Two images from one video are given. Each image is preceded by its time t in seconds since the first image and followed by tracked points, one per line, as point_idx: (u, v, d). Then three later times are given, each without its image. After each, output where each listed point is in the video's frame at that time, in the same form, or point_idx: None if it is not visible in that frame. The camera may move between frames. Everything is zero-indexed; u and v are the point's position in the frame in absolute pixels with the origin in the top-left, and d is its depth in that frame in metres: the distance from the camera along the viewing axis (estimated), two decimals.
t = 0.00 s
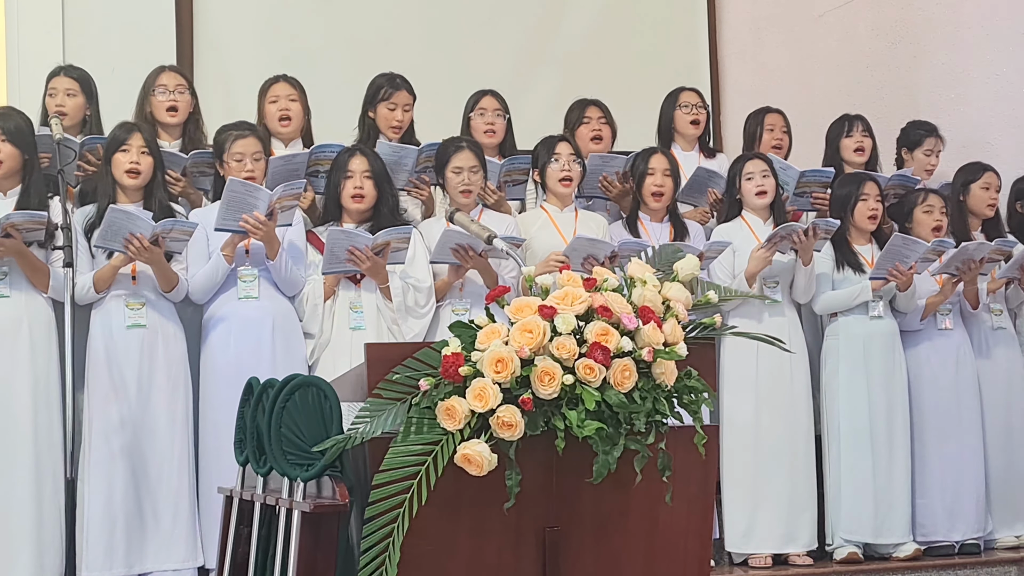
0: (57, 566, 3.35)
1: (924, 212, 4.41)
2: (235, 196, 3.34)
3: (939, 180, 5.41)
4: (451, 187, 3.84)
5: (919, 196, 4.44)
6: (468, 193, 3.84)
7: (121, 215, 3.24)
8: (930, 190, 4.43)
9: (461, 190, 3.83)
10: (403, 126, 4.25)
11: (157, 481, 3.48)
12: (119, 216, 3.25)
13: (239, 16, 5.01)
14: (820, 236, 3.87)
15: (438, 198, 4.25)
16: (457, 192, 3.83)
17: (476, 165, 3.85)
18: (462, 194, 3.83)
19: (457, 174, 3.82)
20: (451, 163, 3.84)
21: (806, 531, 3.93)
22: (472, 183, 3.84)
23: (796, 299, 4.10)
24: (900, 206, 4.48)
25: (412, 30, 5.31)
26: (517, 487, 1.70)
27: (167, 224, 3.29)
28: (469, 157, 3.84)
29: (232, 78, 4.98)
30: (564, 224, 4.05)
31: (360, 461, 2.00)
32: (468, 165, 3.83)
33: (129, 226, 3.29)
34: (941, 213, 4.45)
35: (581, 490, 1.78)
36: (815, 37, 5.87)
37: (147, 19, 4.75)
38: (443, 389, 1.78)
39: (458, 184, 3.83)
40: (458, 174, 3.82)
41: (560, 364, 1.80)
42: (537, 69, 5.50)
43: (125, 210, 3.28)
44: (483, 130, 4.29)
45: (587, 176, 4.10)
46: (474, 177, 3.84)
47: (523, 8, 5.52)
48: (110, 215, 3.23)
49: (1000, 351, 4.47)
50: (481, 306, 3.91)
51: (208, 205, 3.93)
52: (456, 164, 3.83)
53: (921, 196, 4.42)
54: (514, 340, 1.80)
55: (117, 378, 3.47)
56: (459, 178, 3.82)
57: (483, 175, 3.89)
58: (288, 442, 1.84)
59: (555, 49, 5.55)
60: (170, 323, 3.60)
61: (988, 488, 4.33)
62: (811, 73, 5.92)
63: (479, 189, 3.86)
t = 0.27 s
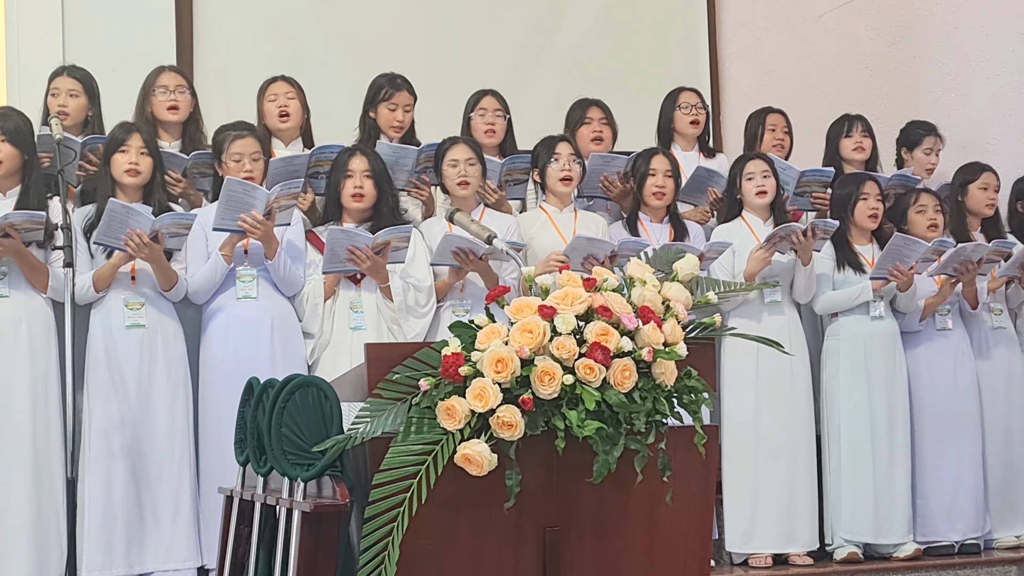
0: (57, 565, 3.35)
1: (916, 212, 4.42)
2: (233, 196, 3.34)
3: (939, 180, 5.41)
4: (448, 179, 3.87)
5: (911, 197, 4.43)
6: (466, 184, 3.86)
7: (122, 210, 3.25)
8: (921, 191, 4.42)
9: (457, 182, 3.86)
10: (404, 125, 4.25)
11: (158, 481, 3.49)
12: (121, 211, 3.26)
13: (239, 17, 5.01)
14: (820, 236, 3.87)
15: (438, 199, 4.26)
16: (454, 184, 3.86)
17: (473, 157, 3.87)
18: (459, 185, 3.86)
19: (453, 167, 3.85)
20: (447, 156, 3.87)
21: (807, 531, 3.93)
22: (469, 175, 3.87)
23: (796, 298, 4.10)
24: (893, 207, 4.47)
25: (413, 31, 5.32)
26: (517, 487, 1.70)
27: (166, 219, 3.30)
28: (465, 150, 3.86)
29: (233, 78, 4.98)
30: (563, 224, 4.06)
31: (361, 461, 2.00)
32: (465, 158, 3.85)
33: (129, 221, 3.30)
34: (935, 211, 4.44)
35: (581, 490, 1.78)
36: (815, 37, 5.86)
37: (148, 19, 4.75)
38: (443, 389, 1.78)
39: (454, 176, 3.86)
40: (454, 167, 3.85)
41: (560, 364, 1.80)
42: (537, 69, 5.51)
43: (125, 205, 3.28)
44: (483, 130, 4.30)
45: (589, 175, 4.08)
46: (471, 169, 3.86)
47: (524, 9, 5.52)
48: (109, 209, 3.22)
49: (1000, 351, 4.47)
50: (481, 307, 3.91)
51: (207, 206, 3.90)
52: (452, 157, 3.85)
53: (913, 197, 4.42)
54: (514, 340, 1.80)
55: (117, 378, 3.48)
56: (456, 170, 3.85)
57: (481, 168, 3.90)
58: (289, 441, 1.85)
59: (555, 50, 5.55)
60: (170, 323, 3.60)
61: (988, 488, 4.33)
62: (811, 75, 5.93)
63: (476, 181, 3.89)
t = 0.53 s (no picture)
0: (58, 565, 3.35)
1: (915, 212, 4.41)
2: (232, 196, 3.34)
3: (939, 180, 5.40)
4: (447, 177, 3.86)
5: (910, 197, 4.43)
6: (464, 180, 3.85)
7: (117, 214, 3.24)
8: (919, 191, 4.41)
9: (456, 178, 3.85)
10: (404, 125, 4.25)
11: (158, 481, 3.49)
12: (116, 216, 3.25)
13: (239, 17, 5.01)
14: (818, 235, 3.87)
15: (439, 199, 4.26)
16: (453, 181, 3.85)
17: (471, 154, 3.87)
18: (458, 182, 3.85)
19: (452, 164, 3.84)
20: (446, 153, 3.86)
21: (807, 531, 3.94)
22: (468, 171, 3.86)
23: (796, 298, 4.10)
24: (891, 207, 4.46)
25: (413, 32, 5.32)
26: (517, 486, 1.70)
27: (163, 224, 3.29)
28: (464, 147, 3.85)
29: (233, 79, 4.99)
30: (563, 223, 4.06)
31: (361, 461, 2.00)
32: (464, 154, 3.84)
33: (125, 225, 3.29)
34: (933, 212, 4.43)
35: (581, 489, 1.78)
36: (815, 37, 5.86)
37: (148, 19, 4.75)
38: (443, 389, 1.78)
39: (453, 172, 3.85)
40: (452, 163, 3.84)
41: (560, 364, 1.80)
42: (537, 70, 5.51)
43: (121, 210, 3.28)
44: (484, 130, 4.30)
45: (589, 175, 4.07)
46: (470, 166, 3.85)
47: (524, 9, 5.52)
48: (106, 215, 3.22)
49: (1000, 352, 4.47)
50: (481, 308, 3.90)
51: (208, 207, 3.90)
52: (451, 154, 3.84)
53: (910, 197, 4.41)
54: (514, 340, 1.80)
55: (117, 378, 3.48)
56: (454, 167, 3.84)
57: (480, 164, 3.89)
58: (289, 441, 1.85)
59: (555, 50, 5.55)
60: (169, 323, 3.61)
61: (988, 488, 4.34)
62: (811, 76, 5.93)
63: (476, 178, 3.87)
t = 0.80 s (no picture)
0: (59, 566, 3.35)
1: (921, 213, 4.40)
2: (236, 197, 3.34)
3: (941, 180, 5.38)
4: (447, 177, 3.85)
5: (915, 197, 4.42)
6: (465, 180, 3.83)
7: (114, 212, 3.24)
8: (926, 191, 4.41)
9: (457, 179, 3.83)
10: (405, 124, 4.24)
11: (158, 482, 3.48)
12: (112, 212, 3.25)
13: (239, 17, 5.01)
14: (820, 234, 3.86)
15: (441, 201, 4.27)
16: (454, 181, 3.83)
17: (472, 154, 3.85)
18: (459, 181, 3.83)
19: (452, 165, 3.83)
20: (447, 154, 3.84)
21: (809, 533, 3.92)
22: (468, 171, 3.84)
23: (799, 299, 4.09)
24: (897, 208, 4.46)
25: (414, 32, 5.31)
26: (518, 488, 1.70)
27: (158, 221, 3.30)
28: (465, 147, 3.84)
29: (234, 79, 4.98)
30: (564, 224, 4.05)
31: (362, 462, 1.99)
32: (464, 155, 3.83)
33: (122, 224, 3.29)
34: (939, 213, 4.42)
35: (582, 491, 1.78)
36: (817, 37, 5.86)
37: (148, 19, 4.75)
38: (444, 390, 1.78)
39: (453, 173, 3.83)
40: (453, 164, 3.82)
41: (561, 365, 1.79)
42: (539, 70, 5.50)
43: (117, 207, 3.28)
44: (486, 129, 4.29)
45: (590, 176, 4.03)
46: (470, 166, 3.83)
47: (525, 9, 5.51)
48: (101, 211, 3.22)
49: (1003, 353, 4.46)
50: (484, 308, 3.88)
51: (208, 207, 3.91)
52: (450, 155, 3.83)
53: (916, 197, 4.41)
54: (515, 341, 1.79)
55: (118, 379, 3.47)
56: (455, 167, 3.82)
57: (480, 165, 3.88)
58: (290, 442, 1.84)
59: (556, 50, 5.55)
60: (169, 324, 3.60)
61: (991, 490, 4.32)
62: (812, 76, 5.92)
63: (477, 177, 3.85)
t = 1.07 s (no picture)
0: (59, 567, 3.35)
1: (932, 214, 4.38)
2: (238, 197, 3.33)
3: (944, 179, 5.35)
4: (449, 178, 3.83)
5: (927, 197, 4.40)
6: (467, 181, 3.81)
7: (112, 210, 3.23)
8: (938, 191, 4.39)
9: (458, 180, 3.81)
10: (406, 124, 4.24)
11: (159, 483, 3.48)
12: (110, 211, 3.24)
13: (240, 17, 5.00)
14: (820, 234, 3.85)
15: (442, 200, 4.27)
16: (455, 182, 3.81)
17: (473, 155, 3.83)
18: (461, 183, 3.81)
19: (452, 166, 3.81)
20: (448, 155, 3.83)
21: (811, 534, 3.92)
22: (469, 172, 3.82)
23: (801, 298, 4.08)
24: (907, 206, 4.44)
25: (415, 32, 5.30)
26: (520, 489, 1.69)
27: (155, 219, 3.30)
28: (466, 148, 3.82)
29: (234, 79, 4.98)
30: (565, 224, 4.04)
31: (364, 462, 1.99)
32: (465, 155, 3.81)
33: (120, 222, 3.29)
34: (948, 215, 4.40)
35: (584, 492, 1.77)
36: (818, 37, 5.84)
37: (148, 18, 4.74)
38: (446, 391, 1.77)
39: (455, 173, 3.81)
40: (454, 165, 3.81)
41: (564, 366, 1.78)
42: (540, 70, 5.49)
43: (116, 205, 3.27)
44: (489, 129, 4.28)
45: (591, 176, 3.99)
46: (472, 166, 3.81)
47: (526, 9, 5.50)
48: (101, 209, 3.21)
49: (1005, 353, 4.45)
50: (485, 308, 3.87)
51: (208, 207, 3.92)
52: (452, 155, 3.81)
53: (929, 196, 4.38)
54: (517, 342, 1.78)
55: (118, 380, 3.47)
56: (456, 168, 3.80)
57: (482, 165, 3.86)
58: (291, 444, 1.84)
59: (557, 50, 5.54)
60: (169, 324, 3.60)
61: (994, 491, 4.31)
62: (814, 76, 5.91)
63: (478, 179, 3.83)
